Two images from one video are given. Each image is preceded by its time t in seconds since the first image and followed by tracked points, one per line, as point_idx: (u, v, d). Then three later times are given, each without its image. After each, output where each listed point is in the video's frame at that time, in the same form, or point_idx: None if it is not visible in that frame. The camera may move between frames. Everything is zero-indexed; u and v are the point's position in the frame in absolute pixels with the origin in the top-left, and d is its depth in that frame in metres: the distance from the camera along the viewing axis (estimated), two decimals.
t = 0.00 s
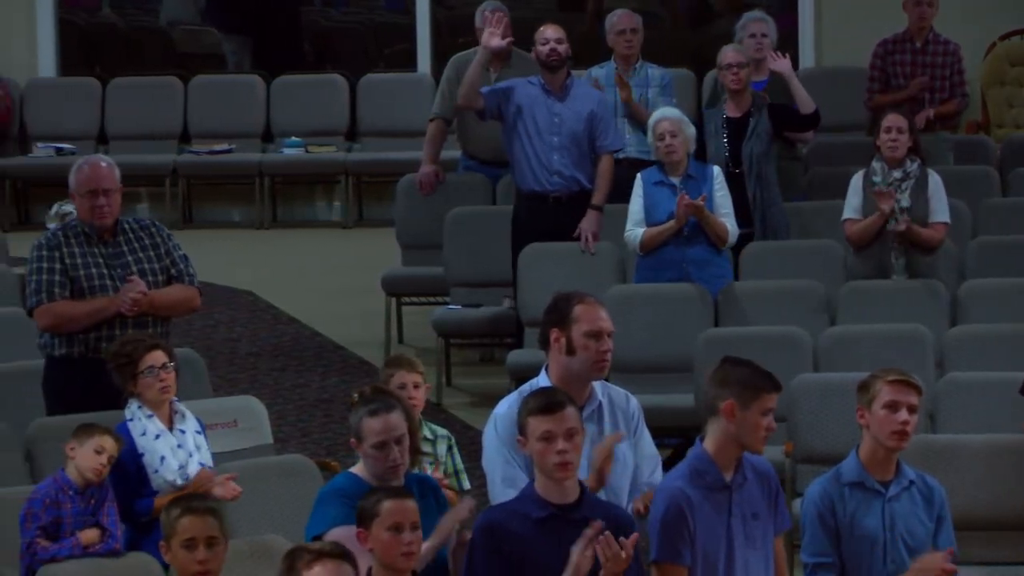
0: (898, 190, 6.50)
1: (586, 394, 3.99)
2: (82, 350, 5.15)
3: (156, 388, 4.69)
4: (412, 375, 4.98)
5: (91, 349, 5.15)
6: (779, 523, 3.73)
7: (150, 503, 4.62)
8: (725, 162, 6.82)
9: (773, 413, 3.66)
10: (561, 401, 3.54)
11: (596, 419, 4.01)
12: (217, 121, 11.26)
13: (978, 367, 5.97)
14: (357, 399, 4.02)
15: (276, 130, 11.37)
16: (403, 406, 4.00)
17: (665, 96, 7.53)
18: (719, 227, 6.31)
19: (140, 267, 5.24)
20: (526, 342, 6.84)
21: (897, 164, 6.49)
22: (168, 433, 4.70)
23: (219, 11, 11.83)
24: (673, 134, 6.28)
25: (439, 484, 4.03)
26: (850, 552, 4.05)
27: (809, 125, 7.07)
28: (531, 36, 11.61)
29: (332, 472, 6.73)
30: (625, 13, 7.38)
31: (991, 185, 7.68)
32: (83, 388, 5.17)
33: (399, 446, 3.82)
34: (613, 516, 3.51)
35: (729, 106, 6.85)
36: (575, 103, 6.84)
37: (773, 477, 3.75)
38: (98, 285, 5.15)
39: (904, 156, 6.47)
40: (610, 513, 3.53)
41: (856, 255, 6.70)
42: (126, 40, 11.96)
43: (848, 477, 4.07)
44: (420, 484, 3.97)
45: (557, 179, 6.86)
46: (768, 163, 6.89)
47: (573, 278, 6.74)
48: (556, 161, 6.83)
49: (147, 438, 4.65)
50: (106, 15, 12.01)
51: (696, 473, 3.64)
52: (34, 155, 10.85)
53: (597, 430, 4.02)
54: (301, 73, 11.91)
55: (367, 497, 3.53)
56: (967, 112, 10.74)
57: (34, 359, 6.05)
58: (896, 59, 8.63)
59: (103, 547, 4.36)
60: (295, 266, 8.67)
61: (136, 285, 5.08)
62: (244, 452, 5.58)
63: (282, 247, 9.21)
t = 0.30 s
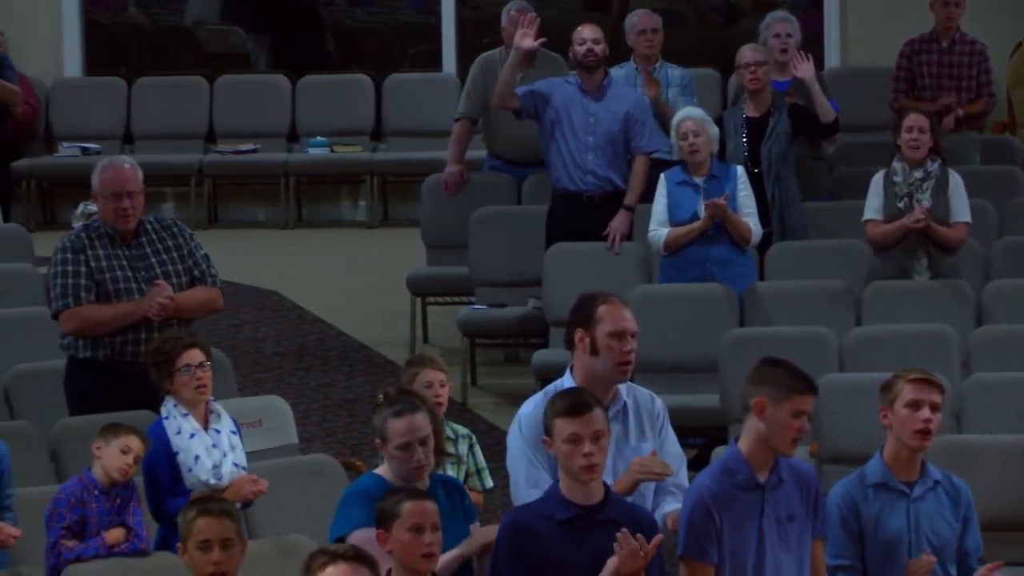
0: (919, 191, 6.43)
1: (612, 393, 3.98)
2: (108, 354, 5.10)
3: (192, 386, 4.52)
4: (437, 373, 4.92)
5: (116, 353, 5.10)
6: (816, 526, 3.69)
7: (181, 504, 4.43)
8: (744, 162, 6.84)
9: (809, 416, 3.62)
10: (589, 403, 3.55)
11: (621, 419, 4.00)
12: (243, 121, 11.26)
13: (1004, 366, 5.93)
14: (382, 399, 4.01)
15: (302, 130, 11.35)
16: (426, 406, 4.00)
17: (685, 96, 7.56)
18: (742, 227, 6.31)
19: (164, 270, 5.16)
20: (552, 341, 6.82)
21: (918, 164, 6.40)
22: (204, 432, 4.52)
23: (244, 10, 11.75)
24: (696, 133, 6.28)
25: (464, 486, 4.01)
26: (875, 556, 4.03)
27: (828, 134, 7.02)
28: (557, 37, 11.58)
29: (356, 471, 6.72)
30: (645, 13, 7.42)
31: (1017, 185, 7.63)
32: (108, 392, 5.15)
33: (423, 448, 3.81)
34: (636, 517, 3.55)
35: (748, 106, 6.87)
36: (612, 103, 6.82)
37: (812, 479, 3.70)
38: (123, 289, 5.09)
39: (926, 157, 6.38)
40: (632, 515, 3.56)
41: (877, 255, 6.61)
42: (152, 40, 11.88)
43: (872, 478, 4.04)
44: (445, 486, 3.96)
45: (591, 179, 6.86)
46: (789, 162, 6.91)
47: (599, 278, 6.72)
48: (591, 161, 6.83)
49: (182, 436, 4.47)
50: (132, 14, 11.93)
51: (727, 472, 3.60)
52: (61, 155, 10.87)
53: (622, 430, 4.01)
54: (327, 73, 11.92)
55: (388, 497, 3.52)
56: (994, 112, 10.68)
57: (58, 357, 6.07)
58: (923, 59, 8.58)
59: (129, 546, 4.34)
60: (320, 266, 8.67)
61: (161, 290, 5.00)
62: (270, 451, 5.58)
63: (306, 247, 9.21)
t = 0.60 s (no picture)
0: (942, 190, 6.36)
1: (638, 393, 3.97)
2: (132, 355, 5.11)
3: (232, 384, 4.43)
4: (463, 374, 4.81)
5: (139, 355, 5.11)
6: (849, 528, 3.66)
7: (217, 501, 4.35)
8: (762, 162, 6.86)
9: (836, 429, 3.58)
10: (612, 404, 3.54)
11: (647, 420, 3.99)
12: (268, 121, 11.28)
13: None
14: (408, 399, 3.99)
15: (328, 129, 11.36)
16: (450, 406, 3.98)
17: (708, 95, 7.50)
18: (767, 226, 6.30)
19: (187, 271, 5.17)
20: (577, 341, 6.81)
21: (941, 164, 6.34)
22: (242, 430, 4.42)
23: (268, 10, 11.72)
24: (720, 133, 6.26)
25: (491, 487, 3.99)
26: (902, 558, 4.00)
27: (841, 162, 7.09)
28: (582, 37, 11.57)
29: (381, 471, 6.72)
30: (670, 13, 7.44)
31: None
32: (130, 396, 5.17)
33: (447, 448, 3.80)
34: (661, 516, 3.53)
35: (765, 106, 6.89)
36: (645, 104, 6.80)
37: (846, 481, 3.67)
38: (147, 290, 5.10)
39: (948, 156, 6.33)
40: (656, 514, 3.54)
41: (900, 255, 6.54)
42: (178, 40, 11.84)
43: (897, 479, 4.02)
44: (473, 487, 3.93)
45: (622, 179, 6.86)
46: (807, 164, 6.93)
47: (625, 278, 6.70)
48: (623, 162, 6.82)
49: (220, 434, 4.39)
50: (158, 14, 11.92)
51: (752, 472, 3.59)
52: (86, 155, 10.91)
53: (648, 430, 4.00)
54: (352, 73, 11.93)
55: (409, 499, 3.51)
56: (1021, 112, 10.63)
57: (82, 357, 6.09)
58: (948, 59, 8.54)
59: (153, 547, 4.33)
60: (344, 266, 8.68)
61: (186, 293, 5.01)
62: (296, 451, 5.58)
63: (330, 247, 9.22)
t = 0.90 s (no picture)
0: (964, 191, 6.33)
1: (664, 393, 3.96)
2: (154, 355, 5.12)
3: (275, 383, 4.39)
4: (492, 374, 4.72)
5: (161, 355, 5.12)
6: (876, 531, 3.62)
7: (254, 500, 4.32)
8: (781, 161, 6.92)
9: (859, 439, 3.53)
10: (636, 405, 3.52)
11: (672, 419, 3.98)
12: (294, 121, 11.29)
13: None
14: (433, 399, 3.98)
15: (353, 129, 11.36)
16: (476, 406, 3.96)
17: (738, 95, 7.51)
18: (792, 227, 6.29)
19: (210, 271, 5.19)
20: (602, 341, 6.80)
21: (962, 164, 6.31)
22: (282, 429, 4.38)
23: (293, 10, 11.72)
24: (745, 133, 6.24)
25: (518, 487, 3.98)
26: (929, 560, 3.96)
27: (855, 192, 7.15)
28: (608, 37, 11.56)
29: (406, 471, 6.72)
30: (700, 13, 7.41)
31: None
32: (149, 395, 5.18)
33: (473, 449, 3.77)
34: (684, 516, 3.53)
35: (782, 106, 6.93)
36: (674, 105, 6.78)
37: (877, 484, 3.62)
38: (169, 290, 5.10)
39: (970, 156, 6.30)
40: (678, 514, 3.53)
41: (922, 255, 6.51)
42: (203, 40, 11.86)
43: (923, 481, 3.99)
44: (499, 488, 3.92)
45: (650, 180, 6.84)
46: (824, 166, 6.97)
47: (650, 278, 6.68)
48: (651, 163, 6.80)
49: (259, 433, 4.35)
50: (184, 14, 11.94)
51: (774, 472, 3.57)
52: (112, 155, 10.94)
53: (674, 430, 3.99)
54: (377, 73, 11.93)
55: (431, 499, 3.50)
56: None
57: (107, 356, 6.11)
58: (975, 60, 8.51)
59: (179, 546, 4.35)
60: (369, 266, 8.69)
61: (208, 292, 5.01)
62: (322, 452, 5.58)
63: (355, 247, 9.22)
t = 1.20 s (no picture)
0: (988, 191, 6.27)
1: (688, 394, 3.95)
2: (175, 354, 5.13)
3: (305, 382, 4.37)
4: (517, 373, 4.67)
5: (181, 355, 5.12)
6: (896, 532, 3.61)
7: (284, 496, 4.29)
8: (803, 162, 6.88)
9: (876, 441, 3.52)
10: (658, 404, 3.51)
11: (697, 419, 3.97)
12: (319, 121, 11.31)
13: None
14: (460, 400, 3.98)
15: (379, 130, 11.38)
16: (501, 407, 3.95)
17: (772, 94, 7.45)
18: (819, 227, 6.27)
19: (231, 270, 5.20)
20: (628, 341, 6.78)
21: (986, 164, 6.24)
22: (314, 428, 4.36)
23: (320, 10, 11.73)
24: (771, 133, 6.20)
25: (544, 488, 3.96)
26: (953, 561, 3.93)
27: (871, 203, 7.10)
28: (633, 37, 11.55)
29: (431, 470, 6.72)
30: (735, 13, 7.42)
31: None
32: (172, 395, 5.19)
33: (499, 449, 3.78)
34: (707, 516, 3.51)
35: (803, 107, 6.91)
36: (697, 105, 6.75)
37: (898, 486, 3.60)
38: (189, 289, 5.11)
39: (994, 156, 6.22)
40: (702, 513, 3.52)
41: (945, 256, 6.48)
42: (229, 40, 11.88)
43: (947, 482, 3.96)
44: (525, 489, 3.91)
45: (672, 181, 6.80)
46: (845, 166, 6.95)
47: (676, 278, 6.67)
48: (674, 164, 6.78)
49: (290, 431, 4.33)
50: (209, 14, 11.95)
51: (792, 472, 3.56)
52: (138, 155, 10.98)
53: (699, 430, 3.98)
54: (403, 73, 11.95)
55: (455, 499, 3.50)
56: None
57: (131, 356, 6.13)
58: (1002, 60, 8.47)
59: (203, 546, 4.33)
60: (395, 266, 8.69)
61: (227, 291, 5.02)
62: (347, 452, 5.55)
63: (380, 247, 9.23)
